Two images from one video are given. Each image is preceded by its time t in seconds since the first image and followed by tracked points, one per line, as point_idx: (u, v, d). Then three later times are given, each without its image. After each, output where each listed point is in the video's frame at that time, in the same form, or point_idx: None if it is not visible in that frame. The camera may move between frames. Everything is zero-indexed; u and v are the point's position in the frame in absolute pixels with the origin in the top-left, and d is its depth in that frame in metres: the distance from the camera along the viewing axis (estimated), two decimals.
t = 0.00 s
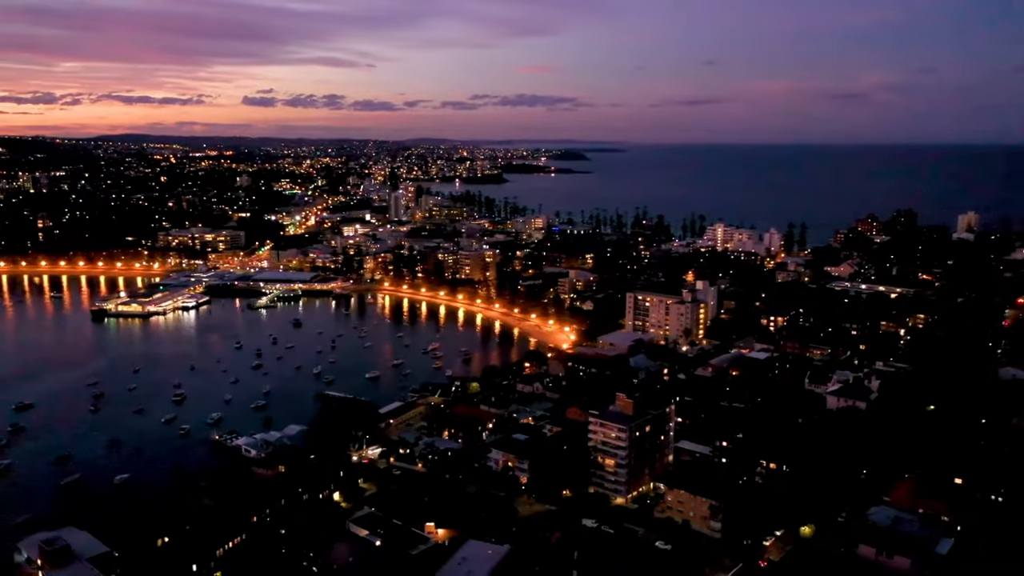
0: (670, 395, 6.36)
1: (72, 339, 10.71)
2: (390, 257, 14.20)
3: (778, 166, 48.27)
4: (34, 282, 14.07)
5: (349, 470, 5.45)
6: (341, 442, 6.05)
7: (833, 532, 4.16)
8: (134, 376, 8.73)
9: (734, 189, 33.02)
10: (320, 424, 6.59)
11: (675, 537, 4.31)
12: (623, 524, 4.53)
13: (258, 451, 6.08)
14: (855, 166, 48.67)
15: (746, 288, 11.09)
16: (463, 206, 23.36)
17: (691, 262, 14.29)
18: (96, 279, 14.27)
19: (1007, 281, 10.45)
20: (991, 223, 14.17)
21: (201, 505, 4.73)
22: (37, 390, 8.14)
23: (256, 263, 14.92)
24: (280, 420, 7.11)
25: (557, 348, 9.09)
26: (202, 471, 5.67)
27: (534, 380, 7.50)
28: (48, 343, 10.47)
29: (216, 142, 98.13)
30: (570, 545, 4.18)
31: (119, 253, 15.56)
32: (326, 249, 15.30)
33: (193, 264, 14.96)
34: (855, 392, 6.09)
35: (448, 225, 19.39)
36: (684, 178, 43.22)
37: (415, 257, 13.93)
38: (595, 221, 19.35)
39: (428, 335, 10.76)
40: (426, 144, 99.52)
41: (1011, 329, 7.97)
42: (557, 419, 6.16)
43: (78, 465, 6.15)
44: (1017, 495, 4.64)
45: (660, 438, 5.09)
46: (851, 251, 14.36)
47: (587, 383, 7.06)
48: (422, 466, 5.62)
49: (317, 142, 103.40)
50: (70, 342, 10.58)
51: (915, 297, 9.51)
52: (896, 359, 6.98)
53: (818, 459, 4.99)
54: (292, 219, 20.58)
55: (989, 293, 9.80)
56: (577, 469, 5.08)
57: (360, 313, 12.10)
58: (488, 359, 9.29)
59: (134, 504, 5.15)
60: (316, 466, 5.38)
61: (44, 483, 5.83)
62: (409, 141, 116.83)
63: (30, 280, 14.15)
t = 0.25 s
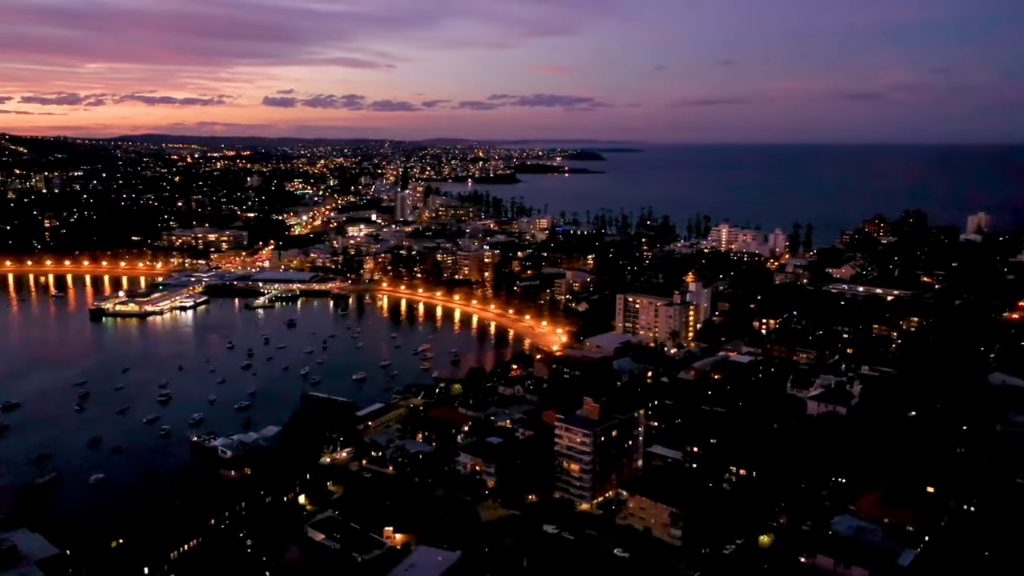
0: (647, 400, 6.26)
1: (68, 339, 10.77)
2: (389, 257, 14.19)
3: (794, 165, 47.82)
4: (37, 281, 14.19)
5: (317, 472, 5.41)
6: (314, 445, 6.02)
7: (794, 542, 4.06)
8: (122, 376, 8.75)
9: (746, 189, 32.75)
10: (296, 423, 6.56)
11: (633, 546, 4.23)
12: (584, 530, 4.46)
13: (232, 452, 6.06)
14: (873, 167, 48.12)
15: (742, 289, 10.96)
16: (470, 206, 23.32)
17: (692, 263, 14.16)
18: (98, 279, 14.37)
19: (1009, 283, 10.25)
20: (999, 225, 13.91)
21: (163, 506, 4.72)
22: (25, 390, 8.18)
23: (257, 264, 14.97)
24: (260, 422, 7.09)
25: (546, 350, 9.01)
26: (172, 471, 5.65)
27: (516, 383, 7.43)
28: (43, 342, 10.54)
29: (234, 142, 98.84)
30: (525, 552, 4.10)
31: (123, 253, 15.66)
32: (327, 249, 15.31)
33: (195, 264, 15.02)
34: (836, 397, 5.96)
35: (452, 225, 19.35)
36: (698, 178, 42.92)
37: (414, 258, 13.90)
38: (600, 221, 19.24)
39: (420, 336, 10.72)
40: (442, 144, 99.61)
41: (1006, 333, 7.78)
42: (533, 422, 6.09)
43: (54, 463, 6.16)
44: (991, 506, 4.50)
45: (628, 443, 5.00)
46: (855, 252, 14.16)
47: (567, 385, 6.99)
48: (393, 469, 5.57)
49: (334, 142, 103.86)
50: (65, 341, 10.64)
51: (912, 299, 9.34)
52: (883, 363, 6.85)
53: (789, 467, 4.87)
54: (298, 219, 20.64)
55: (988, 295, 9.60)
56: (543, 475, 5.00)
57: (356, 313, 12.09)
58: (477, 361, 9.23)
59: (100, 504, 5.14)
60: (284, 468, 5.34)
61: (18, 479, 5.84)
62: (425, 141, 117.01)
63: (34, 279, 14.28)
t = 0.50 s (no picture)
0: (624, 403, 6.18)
1: (64, 337, 10.84)
2: (389, 257, 14.17)
3: (810, 165, 47.34)
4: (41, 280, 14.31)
5: (285, 473, 5.38)
6: (287, 446, 5.99)
7: (752, 552, 3.97)
8: (111, 375, 8.77)
9: (759, 189, 32.45)
10: (272, 422, 6.53)
11: (589, 552, 4.16)
12: (543, 535, 4.39)
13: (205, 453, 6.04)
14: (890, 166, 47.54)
15: (738, 291, 10.83)
16: (477, 206, 23.28)
17: (693, 264, 14.02)
18: (101, 278, 14.47)
19: (1010, 285, 10.05)
20: (1006, 226, 13.66)
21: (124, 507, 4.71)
22: (14, 389, 8.23)
23: (258, 263, 15.01)
24: (240, 422, 7.07)
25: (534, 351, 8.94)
26: (142, 471, 5.64)
27: (497, 384, 7.36)
28: (39, 340, 10.61)
29: (252, 142, 99.50)
30: (478, 558, 4.04)
31: (127, 252, 15.75)
32: (328, 249, 15.32)
33: (196, 263, 15.09)
34: (816, 401, 5.84)
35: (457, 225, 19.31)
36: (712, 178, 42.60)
37: (412, 258, 13.88)
38: (605, 221, 19.11)
39: (413, 336, 10.68)
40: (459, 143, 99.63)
41: (998, 337, 7.62)
42: (507, 424, 6.02)
43: (30, 463, 6.18)
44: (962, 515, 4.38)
45: (594, 447, 4.93)
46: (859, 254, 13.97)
47: (548, 387, 6.91)
48: (362, 470, 5.52)
49: (351, 142, 104.23)
50: (61, 340, 10.71)
51: (908, 301, 9.17)
52: (869, 366, 6.71)
53: (755, 473, 4.77)
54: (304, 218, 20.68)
55: (986, 298, 9.41)
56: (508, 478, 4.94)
57: (352, 313, 12.08)
58: (465, 361, 9.17)
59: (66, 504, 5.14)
60: (251, 468, 5.32)
61: None
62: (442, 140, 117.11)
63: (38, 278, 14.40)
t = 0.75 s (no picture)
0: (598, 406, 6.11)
1: (59, 335, 10.91)
2: (388, 257, 14.16)
3: (825, 165, 46.89)
4: (43, 278, 14.42)
5: (252, 473, 5.36)
6: (259, 447, 5.97)
7: (706, 559, 3.89)
8: (100, 374, 8.81)
9: (771, 188, 32.17)
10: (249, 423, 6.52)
11: (542, 558, 4.10)
12: (499, 540, 4.33)
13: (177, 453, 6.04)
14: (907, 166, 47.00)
15: (733, 292, 10.72)
16: (483, 205, 23.24)
17: (694, 265, 13.91)
18: (102, 277, 14.56)
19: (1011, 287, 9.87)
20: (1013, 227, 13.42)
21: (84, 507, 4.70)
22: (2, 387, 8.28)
23: (258, 262, 15.05)
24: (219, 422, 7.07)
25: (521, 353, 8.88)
26: (112, 471, 5.64)
27: (478, 386, 7.31)
28: (35, 338, 10.69)
29: (269, 142, 100.09)
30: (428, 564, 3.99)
31: (130, 251, 15.85)
32: (328, 249, 15.34)
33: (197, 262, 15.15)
34: (792, 406, 5.74)
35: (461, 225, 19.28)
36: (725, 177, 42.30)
37: (410, 258, 13.86)
38: (610, 221, 19.00)
39: (405, 336, 10.65)
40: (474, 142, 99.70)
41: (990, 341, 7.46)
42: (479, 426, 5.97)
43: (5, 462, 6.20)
44: (929, 522, 4.25)
45: (557, 451, 4.87)
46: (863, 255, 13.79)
47: (526, 389, 6.86)
48: (330, 471, 5.49)
49: (367, 141, 104.55)
50: (56, 338, 10.77)
51: (903, 304, 9.02)
52: (852, 371, 6.60)
53: (719, 479, 4.69)
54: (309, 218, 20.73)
55: (984, 301, 9.24)
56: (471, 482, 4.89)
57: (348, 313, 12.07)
58: (452, 362, 9.12)
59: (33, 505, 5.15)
60: (218, 469, 5.30)
61: None
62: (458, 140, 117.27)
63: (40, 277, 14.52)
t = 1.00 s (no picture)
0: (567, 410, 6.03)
1: (54, 333, 11.00)
2: (385, 257, 14.15)
3: (843, 165, 46.33)
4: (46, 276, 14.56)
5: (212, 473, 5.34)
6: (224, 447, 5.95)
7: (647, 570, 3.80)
8: (86, 372, 8.85)
9: (785, 189, 31.81)
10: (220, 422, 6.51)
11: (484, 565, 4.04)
12: (445, 546, 4.28)
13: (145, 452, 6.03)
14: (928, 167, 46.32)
15: (727, 294, 10.58)
16: (490, 205, 23.19)
17: (693, 266, 13.77)
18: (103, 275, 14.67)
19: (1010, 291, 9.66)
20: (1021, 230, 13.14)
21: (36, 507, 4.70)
22: None
23: (257, 262, 15.10)
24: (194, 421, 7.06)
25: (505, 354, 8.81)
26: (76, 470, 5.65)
27: (453, 388, 7.25)
28: (29, 336, 10.78)
29: (289, 141, 100.76)
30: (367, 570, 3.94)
31: (133, 250, 15.96)
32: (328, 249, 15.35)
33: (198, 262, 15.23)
34: (763, 412, 5.61)
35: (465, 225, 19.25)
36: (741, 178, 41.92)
37: (408, 258, 13.84)
38: (614, 221, 18.85)
39: (395, 337, 10.62)
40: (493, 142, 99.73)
41: (979, 347, 7.28)
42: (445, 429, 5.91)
43: None
44: (885, 533, 4.11)
45: (513, 456, 4.79)
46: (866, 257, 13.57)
47: (499, 391, 6.79)
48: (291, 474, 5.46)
49: (386, 141, 104.92)
50: (51, 336, 10.86)
51: (895, 307, 8.85)
52: (830, 376, 6.47)
53: (674, 486, 4.60)
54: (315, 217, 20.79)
55: (979, 306, 9.04)
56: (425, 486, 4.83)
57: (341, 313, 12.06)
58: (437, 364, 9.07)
59: None
60: (178, 468, 5.29)
61: None
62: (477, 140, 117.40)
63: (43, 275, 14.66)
